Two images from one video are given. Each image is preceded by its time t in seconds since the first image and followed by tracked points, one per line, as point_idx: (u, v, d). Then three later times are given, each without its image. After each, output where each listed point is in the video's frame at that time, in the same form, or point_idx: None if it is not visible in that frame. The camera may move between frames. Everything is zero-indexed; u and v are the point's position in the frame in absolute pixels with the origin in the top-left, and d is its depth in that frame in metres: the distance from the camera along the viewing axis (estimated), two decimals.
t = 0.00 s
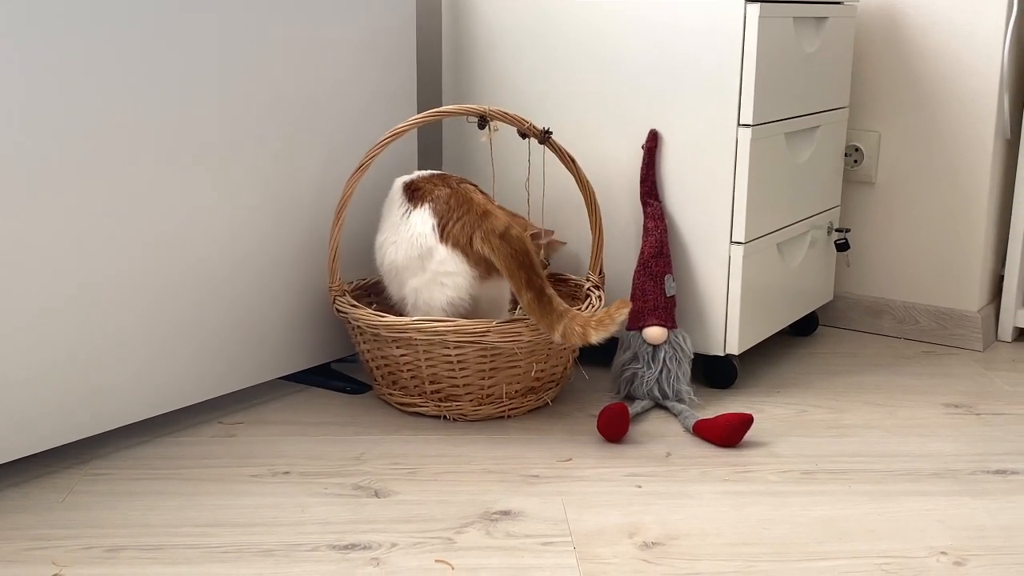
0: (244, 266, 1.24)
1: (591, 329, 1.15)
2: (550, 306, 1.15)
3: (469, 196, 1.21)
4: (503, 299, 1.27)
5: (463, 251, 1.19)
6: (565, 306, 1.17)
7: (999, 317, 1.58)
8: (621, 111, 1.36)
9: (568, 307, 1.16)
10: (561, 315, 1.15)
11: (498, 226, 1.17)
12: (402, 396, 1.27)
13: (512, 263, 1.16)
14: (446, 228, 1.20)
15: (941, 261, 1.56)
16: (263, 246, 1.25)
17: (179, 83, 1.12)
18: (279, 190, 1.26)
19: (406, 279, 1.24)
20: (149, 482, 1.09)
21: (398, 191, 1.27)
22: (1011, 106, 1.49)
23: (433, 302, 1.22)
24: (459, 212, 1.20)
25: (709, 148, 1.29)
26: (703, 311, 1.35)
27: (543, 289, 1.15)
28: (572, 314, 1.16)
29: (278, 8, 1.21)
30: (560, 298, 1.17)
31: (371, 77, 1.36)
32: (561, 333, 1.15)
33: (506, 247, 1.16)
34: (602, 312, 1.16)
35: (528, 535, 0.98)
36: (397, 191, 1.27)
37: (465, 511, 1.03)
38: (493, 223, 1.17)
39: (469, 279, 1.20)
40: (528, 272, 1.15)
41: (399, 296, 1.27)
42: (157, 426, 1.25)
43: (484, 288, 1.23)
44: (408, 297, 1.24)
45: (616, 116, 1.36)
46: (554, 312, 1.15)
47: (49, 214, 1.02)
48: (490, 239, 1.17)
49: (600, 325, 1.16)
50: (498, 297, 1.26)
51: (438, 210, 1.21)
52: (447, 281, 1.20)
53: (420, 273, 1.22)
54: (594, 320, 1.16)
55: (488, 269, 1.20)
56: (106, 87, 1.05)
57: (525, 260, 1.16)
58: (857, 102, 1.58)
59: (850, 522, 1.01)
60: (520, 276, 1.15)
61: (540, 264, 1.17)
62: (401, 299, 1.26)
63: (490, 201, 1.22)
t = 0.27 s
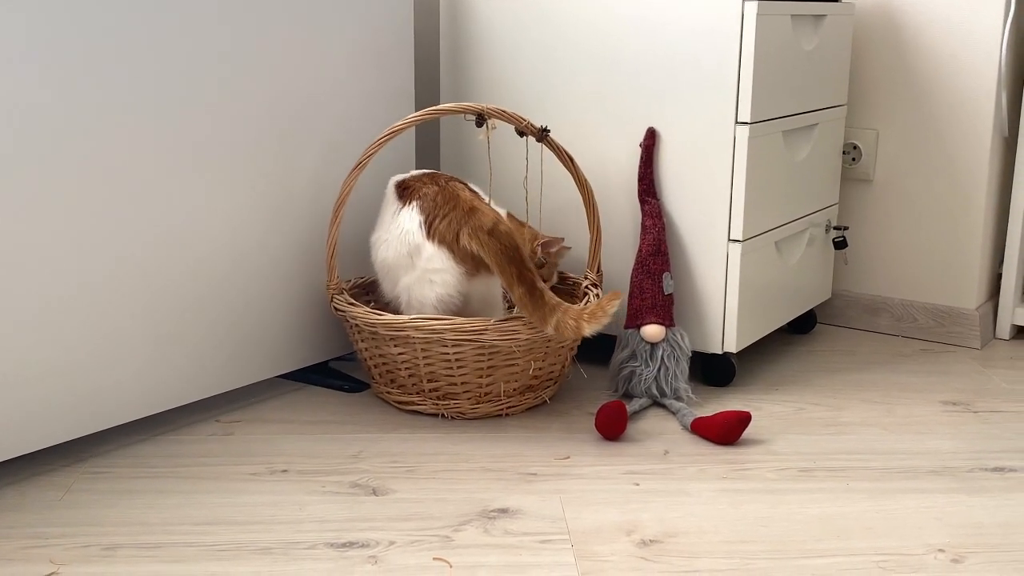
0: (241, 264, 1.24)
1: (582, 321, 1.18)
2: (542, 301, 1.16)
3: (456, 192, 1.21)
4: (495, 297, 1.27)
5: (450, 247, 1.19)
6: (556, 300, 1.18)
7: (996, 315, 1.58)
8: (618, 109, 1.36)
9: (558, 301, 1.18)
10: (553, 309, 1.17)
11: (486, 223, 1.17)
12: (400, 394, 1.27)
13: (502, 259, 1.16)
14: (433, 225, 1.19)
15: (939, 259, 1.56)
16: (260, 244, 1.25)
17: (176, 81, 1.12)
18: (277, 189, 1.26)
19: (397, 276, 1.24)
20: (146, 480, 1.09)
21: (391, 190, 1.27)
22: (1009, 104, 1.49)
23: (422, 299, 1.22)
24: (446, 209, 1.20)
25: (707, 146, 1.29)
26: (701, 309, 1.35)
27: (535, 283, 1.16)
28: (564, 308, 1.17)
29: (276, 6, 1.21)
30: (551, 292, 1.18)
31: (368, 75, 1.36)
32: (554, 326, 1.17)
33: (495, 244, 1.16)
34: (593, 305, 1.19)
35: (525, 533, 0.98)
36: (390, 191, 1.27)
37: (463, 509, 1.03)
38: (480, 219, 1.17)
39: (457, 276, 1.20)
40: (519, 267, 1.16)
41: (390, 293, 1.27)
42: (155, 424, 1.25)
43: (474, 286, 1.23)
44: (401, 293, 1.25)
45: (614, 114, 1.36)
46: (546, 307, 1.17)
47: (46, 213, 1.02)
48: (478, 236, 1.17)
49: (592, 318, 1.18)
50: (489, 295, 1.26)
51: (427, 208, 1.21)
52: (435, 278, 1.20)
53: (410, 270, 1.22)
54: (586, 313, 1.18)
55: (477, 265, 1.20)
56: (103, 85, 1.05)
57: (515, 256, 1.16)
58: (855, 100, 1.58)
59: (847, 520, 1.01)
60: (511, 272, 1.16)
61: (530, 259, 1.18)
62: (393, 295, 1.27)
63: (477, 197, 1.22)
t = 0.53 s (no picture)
0: (240, 264, 1.24)
1: (568, 320, 1.17)
2: (526, 298, 1.16)
3: (441, 192, 1.22)
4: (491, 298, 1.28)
5: (433, 246, 1.19)
6: (542, 297, 1.18)
7: (995, 315, 1.59)
8: (617, 110, 1.36)
9: (544, 299, 1.17)
10: (538, 307, 1.16)
11: (468, 221, 1.17)
12: (399, 395, 1.28)
13: (487, 258, 1.15)
14: (417, 224, 1.21)
15: (936, 259, 1.57)
16: (260, 244, 1.25)
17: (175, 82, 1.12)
18: (275, 189, 1.26)
19: (388, 276, 1.26)
20: (146, 480, 1.09)
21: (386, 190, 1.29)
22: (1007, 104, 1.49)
23: (411, 299, 1.23)
24: (431, 208, 1.21)
25: (705, 146, 1.29)
26: (700, 310, 1.35)
27: (519, 280, 1.15)
28: (550, 305, 1.17)
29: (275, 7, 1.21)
30: (536, 290, 1.17)
31: (367, 76, 1.36)
32: (539, 324, 1.16)
33: (478, 242, 1.16)
34: (579, 304, 1.18)
35: (525, 533, 0.98)
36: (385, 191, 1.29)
37: (462, 509, 1.03)
38: (463, 217, 1.18)
39: (442, 275, 1.21)
40: (503, 265, 1.15)
41: (385, 292, 1.28)
42: (154, 424, 1.25)
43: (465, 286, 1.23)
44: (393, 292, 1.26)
45: (612, 114, 1.36)
46: (531, 305, 1.16)
47: (45, 213, 1.02)
48: (460, 234, 1.17)
49: (578, 316, 1.17)
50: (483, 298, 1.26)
51: (413, 208, 1.22)
52: (420, 278, 1.21)
53: (398, 269, 1.24)
54: (572, 311, 1.18)
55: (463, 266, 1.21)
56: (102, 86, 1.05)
57: (499, 254, 1.16)
58: (853, 100, 1.58)
59: (846, 519, 1.01)
60: (495, 270, 1.15)
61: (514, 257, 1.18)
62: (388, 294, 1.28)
63: (464, 198, 1.22)
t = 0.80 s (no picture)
0: (240, 266, 1.24)
1: (556, 318, 1.18)
2: (513, 296, 1.16)
3: (428, 193, 1.23)
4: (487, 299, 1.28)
5: (419, 245, 1.20)
6: (529, 295, 1.18)
7: (994, 317, 1.59)
8: (616, 112, 1.36)
9: (531, 296, 1.18)
10: (526, 305, 1.17)
11: (454, 221, 1.19)
12: (398, 396, 1.27)
13: (471, 257, 1.17)
14: (404, 224, 1.22)
15: (935, 261, 1.57)
16: (259, 246, 1.25)
17: (174, 84, 1.12)
18: (275, 191, 1.26)
19: (379, 276, 1.26)
20: (144, 482, 1.09)
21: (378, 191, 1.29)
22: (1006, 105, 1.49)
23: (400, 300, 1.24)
24: (417, 208, 1.22)
25: (705, 147, 1.29)
26: (699, 312, 1.35)
27: (506, 278, 1.17)
28: (537, 303, 1.18)
29: (274, 8, 1.21)
30: (523, 288, 1.18)
31: (366, 77, 1.36)
32: (527, 322, 1.17)
33: (463, 241, 1.18)
34: (567, 303, 1.19)
35: (524, 535, 0.98)
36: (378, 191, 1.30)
37: (461, 511, 1.03)
38: (448, 217, 1.19)
39: (430, 274, 1.21)
40: (488, 262, 1.17)
41: (379, 292, 1.29)
42: (153, 426, 1.25)
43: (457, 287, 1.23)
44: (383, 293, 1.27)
45: (612, 116, 1.36)
46: (517, 303, 1.16)
47: (45, 214, 1.02)
48: (446, 233, 1.19)
49: (564, 314, 1.19)
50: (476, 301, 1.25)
51: (400, 208, 1.23)
52: (408, 278, 1.22)
53: (388, 270, 1.24)
54: (558, 309, 1.19)
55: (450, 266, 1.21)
56: (101, 87, 1.05)
57: (484, 252, 1.17)
58: (852, 102, 1.58)
59: (846, 521, 1.01)
60: (479, 268, 1.17)
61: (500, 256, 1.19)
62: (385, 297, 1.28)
63: (450, 198, 1.24)
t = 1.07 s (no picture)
0: (240, 269, 1.24)
1: (548, 310, 1.18)
2: (503, 293, 1.16)
3: (416, 194, 1.22)
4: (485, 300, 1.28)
5: (405, 250, 1.19)
6: (519, 289, 1.18)
7: (995, 320, 1.59)
8: (617, 115, 1.36)
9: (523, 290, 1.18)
10: (518, 300, 1.17)
11: (439, 223, 1.18)
12: (399, 399, 1.27)
13: (456, 259, 1.16)
14: (392, 227, 1.21)
15: (935, 264, 1.57)
16: (259, 249, 1.25)
17: (174, 86, 1.12)
18: (276, 194, 1.26)
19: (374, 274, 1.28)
20: (145, 485, 1.09)
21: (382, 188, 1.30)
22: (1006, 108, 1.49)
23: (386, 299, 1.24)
24: (405, 211, 1.21)
25: (705, 150, 1.29)
26: (700, 315, 1.35)
27: (495, 276, 1.16)
28: (530, 297, 1.18)
29: (275, 11, 1.21)
30: (513, 282, 1.18)
31: (367, 80, 1.36)
32: (520, 316, 1.17)
33: (447, 243, 1.17)
34: (558, 294, 1.20)
35: (525, 539, 0.98)
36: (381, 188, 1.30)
37: (462, 515, 1.03)
38: (433, 219, 1.18)
39: (414, 275, 1.21)
40: (474, 263, 1.16)
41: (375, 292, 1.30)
42: (154, 429, 1.25)
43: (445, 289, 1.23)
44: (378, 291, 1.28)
45: (612, 119, 1.36)
46: (508, 299, 1.17)
47: (46, 217, 1.02)
48: (431, 237, 1.18)
49: (557, 306, 1.19)
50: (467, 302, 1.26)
51: (392, 209, 1.23)
52: (395, 278, 1.22)
53: (379, 269, 1.25)
54: (551, 301, 1.19)
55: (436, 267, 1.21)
56: (101, 90, 1.05)
57: (469, 254, 1.16)
58: (853, 105, 1.58)
59: (847, 525, 1.01)
60: (466, 270, 1.16)
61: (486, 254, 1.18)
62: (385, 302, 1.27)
63: (439, 198, 1.23)
